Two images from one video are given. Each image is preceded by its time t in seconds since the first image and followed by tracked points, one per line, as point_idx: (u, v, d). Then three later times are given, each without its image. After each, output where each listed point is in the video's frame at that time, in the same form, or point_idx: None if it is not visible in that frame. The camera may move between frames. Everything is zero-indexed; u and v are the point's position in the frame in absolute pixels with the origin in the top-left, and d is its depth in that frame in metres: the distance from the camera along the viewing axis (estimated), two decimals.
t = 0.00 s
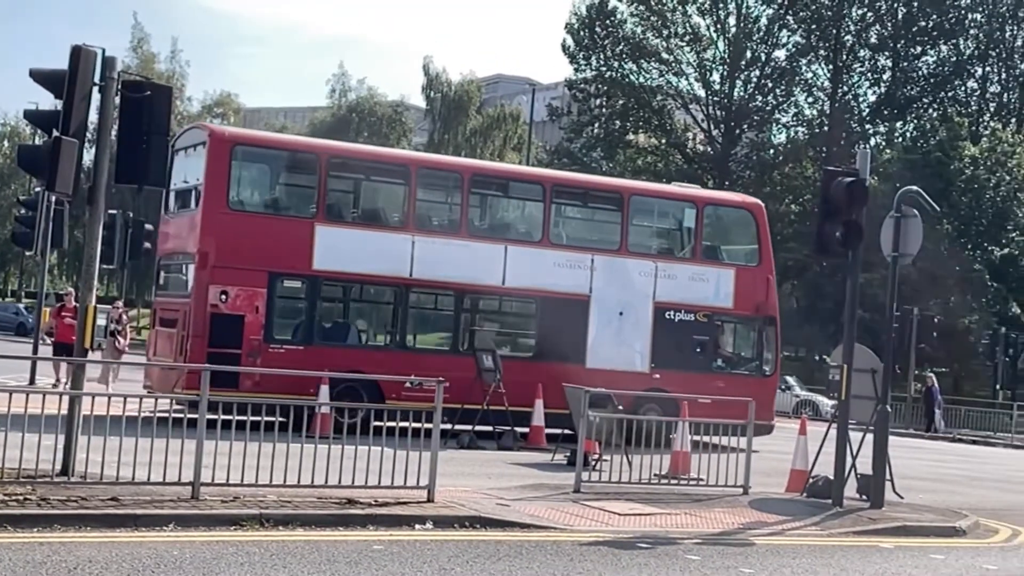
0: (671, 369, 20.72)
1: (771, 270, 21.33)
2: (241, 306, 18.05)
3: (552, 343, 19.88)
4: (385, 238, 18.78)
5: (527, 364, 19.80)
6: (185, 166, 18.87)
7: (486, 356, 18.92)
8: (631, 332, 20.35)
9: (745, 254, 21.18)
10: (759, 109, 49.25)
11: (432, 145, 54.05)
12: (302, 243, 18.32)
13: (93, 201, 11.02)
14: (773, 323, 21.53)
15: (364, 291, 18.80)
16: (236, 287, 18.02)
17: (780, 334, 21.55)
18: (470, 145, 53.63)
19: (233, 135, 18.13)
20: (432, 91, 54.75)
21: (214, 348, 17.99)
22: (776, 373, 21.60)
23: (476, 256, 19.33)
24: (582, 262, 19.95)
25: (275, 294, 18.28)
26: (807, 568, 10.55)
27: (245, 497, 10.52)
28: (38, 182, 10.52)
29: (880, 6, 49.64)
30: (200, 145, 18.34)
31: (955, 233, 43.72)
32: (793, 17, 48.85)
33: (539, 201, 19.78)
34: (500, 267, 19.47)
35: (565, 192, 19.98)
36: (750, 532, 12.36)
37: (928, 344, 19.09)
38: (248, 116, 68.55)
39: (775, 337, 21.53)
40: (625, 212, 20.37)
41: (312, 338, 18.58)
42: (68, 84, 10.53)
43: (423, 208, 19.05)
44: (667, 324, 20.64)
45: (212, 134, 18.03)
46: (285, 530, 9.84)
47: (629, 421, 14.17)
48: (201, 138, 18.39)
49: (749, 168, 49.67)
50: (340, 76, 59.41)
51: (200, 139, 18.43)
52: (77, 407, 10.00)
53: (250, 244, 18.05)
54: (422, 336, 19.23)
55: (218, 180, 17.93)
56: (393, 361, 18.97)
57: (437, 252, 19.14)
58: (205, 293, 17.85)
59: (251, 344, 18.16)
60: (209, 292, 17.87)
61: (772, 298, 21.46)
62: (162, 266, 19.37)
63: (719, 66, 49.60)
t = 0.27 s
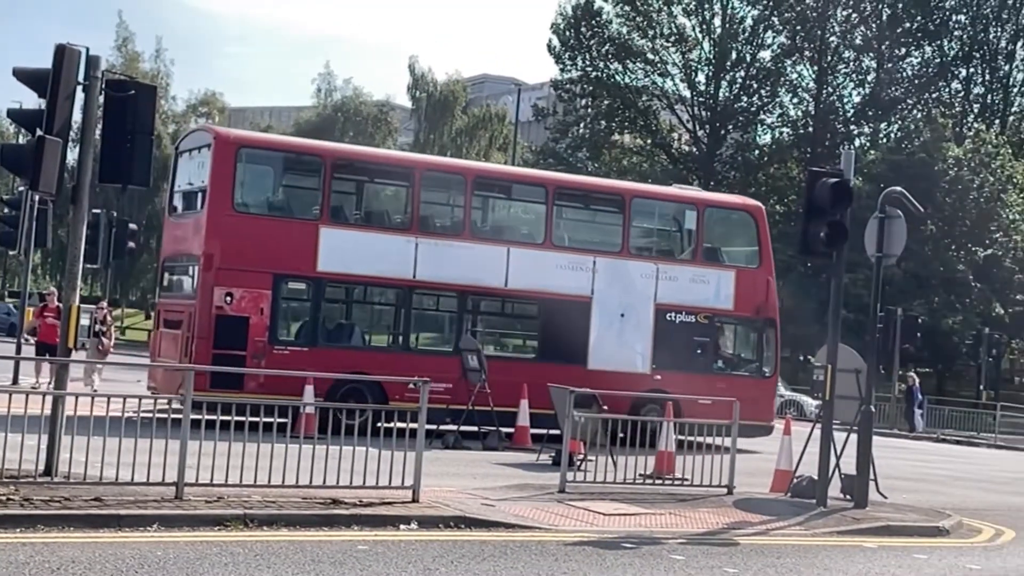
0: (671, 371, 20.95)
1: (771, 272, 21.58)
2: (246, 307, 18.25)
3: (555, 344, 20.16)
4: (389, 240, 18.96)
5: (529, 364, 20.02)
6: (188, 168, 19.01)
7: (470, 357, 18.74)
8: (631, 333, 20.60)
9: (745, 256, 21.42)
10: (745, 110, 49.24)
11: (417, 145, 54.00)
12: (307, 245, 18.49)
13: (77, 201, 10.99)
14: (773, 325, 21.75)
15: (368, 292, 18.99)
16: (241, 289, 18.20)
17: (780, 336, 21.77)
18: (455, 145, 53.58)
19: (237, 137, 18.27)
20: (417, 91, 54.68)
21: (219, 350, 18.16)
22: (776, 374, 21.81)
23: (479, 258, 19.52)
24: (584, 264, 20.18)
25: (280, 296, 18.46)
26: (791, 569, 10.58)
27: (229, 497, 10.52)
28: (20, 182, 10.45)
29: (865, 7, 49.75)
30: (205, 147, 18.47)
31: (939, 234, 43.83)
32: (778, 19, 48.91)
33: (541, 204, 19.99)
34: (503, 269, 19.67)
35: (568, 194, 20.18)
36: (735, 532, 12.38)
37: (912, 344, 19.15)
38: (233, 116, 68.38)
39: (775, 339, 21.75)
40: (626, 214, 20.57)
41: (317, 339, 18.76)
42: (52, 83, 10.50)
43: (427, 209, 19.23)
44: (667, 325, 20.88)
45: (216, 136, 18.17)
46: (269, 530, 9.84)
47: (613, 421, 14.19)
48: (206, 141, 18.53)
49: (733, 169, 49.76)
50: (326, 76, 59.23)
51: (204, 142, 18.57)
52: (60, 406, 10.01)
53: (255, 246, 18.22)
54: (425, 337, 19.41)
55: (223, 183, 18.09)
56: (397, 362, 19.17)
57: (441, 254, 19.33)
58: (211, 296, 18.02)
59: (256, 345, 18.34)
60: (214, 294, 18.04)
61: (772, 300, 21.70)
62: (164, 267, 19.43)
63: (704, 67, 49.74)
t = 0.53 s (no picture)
0: (672, 373, 21.00)
1: (771, 274, 21.59)
2: (250, 309, 18.30)
3: (556, 345, 20.28)
4: (392, 242, 19.03)
5: (531, 365, 20.12)
6: (192, 169, 19.07)
7: (456, 357, 18.72)
8: (633, 335, 20.70)
9: (745, 258, 21.47)
10: (732, 111, 49.34)
11: (404, 145, 53.94)
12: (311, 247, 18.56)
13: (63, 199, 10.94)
14: (774, 327, 21.76)
15: (371, 294, 19.06)
16: (246, 291, 18.25)
17: (780, 338, 21.76)
18: (443, 145, 53.59)
19: (241, 139, 18.31)
20: (404, 91, 54.59)
21: (224, 351, 18.21)
22: (776, 376, 21.83)
23: (480, 260, 19.61)
24: (585, 266, 20.28)
25: (284, 297, 18.51)
26: (776, 568, 10.60)
27: (215, 497, 10.53)
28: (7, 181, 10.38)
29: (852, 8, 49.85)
30: (209, 149, 18.52)
31: (925, 235, 43.92)
32: (766, 20, 49.03)
33: (542, 206, 20.07)
34: (505, 271, 19.76)
35: (569, 196, 20.26)
36: (721, 532, 12.41)
37: (899, 344, 19.21)
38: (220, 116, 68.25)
39: (776, 339, 21.71)
40: (627, 215, 20.67)
41: (320, 341, 18.85)
42: (38, 81, 10.46)
43: (429, 212, 19.32)
44: (668, 326, 20.95)
45: (221, 138, 18.22)
46: (255, 530, 9.83)
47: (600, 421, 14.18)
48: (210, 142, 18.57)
49: (721, 170, 49.77)
50: (314, 76, 59.11)
51: (208, 144, 18.62)
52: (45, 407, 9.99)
53: (260, 248, 18.28)
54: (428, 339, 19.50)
55: (227, 185, 18.14)
56: (399, 364, 19.28)
57: (443, 256, 19.41)
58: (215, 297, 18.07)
59: (260, 347, 18.42)
60: (219, 296, 18.09)
61: (773, 302, 21.72)
62: (169, 268, 19.59)
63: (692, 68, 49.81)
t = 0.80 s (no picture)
0: (674, 374, 21.13)
1: (771, 276, 21.74)
2: (255, 310, 18.40)
3: (558, 346, 20.37)
4: (396, 244, 19.11)
5: (533, 366, 20.22)
6: (199, 171, 19.17)
7: (444, 357, 18.63)
8: (634, 336, 20.82)
9: (746, 260, 21.59)
10: (717, 111, 49.36)
11: (390, 145, 53.85)
12: (315, 249, 18.64)
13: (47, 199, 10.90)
14: (773, 328, 21.91)
15: (376, 296, 19.15)
16: (251, 293, 18.36)
17: (780, 340, 21.93)
18: (429, 145, 53.55)
19: (247, 142, 18.37)
20: (390, 90, 54.48)
21: (229, 353, 18.33)
22: (776, 376, 22.04)
23: (484, 262, 19.69)
24: (588, 268, 20.38)
25: (289, 299, 18.61)
26: (760, 568, 10.62)
27: (199, 497, 10.53)
28: None
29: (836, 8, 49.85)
30: (215, 151, 18.59)
31: (909, 235, 44.05)
32: (751, 20, 49.00)
33: (546, 207, 20.10)
34: (508, 272, 19.84)
35: (573, 198, 20.29)
36: (705, 532, 12.43)
37: (883, 344, 19.26)
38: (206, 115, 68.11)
39: (776, 342, 21.94)
40: (629, 217, 20.76)
41: (325, 342, 18.94)
42: (22, 81, 10.43)
43: (433, 214, 19.41)
44: (669, 328, 21.08)
45: (226, 141, 18.29)
46: (239, 530, 9.82)
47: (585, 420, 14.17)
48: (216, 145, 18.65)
49: (705, 170, 49.90)
50: (300, 75, 58.94)
51: (214, 146, 18.68)
52: (29, 408, 9.96)
53: (265, 250, 18.37)
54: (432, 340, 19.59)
55: (233, 188, 18.22)
56: (402, 365, 19.37)
57: (447, 258, 19.49)
58: (221, 299, 18.19)
59: (266, 348, 18.53)
60: (224, 298, 18.21)
61: (772, 303, 21.87)
62: (174, 269, 19.72)
63: (677, 68, 49.78)
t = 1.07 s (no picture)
0: (675, 374, 21.37)
1: (771, 277, 21.99)
2: (261, 312, 18.47)
3: (560, 346, 20.53)
4: (401, 246, 19.24)
5: (536, 367, 20.39)
6: (203, 174, 19.22)
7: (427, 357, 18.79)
8: (636, 337, 21.01)
9: (746, 262, 21.82)
10: (703, 111, 49.43)
11: (376, 144, 53.73)
12: (321, 251, 18.74)
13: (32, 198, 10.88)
14: (773, 329, 22.17)
15: (380, 297, 19.27)
16: (257, 294, 18.43)
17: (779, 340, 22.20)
18: (414, 144, 53.47)
19: (253, 144, 18.43)
20: (376, 90, 54.35)
21: (236, 354, 18.42)
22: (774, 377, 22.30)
23: (488, 264, 19.84)
24: (590, 269, 20.58)
25: (295, 301, 18.71)
26: (745, 567, 10.64)
27: (184, 497, 10.51)
28: None
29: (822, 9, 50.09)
30: (222, 153, 18.65)
31: (894, 235, 44.17)
32: (736, 20, 49.23)
33: (549, 209, 20.24)
34: (511, 274, 20.00)
35: (576, 200, 20.43)
36: (690, 531, 12.46)
37: (868, 344, 19.32)
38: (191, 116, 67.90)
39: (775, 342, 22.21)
40: (631, 219, 20.94)
41: (330, 343, 19.05)
42: (6, 81, 10.39)
43: (438, 216, 19.54)
44: (669, 329, 21.29)
45: (233, 143, 18.35)
46: (223, 530, 9.79)
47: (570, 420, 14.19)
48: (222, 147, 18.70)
49: (692, 170, 49.81)
50: (285, 74, 58.74)
51: (220, 148, 18.74)
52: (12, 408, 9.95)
53: (272, 252, 18.44)
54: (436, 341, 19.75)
55: (239, 190, 18.26)
56: (407, 366, 19.51)
57: (452, 259, 19.63)
58: (227, 301, 18.25)
59: (271, 349, 18.61)
60: (230, 299, 18.26)
61: (771, 304, 22.12)
62: (178, 270, 19.77)
63: (663, 68, 49.83)
